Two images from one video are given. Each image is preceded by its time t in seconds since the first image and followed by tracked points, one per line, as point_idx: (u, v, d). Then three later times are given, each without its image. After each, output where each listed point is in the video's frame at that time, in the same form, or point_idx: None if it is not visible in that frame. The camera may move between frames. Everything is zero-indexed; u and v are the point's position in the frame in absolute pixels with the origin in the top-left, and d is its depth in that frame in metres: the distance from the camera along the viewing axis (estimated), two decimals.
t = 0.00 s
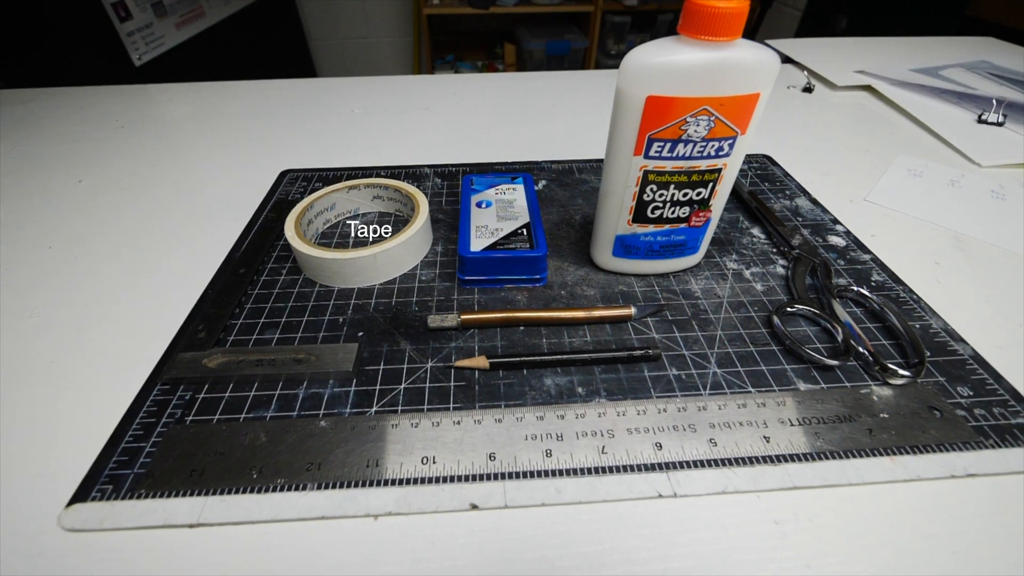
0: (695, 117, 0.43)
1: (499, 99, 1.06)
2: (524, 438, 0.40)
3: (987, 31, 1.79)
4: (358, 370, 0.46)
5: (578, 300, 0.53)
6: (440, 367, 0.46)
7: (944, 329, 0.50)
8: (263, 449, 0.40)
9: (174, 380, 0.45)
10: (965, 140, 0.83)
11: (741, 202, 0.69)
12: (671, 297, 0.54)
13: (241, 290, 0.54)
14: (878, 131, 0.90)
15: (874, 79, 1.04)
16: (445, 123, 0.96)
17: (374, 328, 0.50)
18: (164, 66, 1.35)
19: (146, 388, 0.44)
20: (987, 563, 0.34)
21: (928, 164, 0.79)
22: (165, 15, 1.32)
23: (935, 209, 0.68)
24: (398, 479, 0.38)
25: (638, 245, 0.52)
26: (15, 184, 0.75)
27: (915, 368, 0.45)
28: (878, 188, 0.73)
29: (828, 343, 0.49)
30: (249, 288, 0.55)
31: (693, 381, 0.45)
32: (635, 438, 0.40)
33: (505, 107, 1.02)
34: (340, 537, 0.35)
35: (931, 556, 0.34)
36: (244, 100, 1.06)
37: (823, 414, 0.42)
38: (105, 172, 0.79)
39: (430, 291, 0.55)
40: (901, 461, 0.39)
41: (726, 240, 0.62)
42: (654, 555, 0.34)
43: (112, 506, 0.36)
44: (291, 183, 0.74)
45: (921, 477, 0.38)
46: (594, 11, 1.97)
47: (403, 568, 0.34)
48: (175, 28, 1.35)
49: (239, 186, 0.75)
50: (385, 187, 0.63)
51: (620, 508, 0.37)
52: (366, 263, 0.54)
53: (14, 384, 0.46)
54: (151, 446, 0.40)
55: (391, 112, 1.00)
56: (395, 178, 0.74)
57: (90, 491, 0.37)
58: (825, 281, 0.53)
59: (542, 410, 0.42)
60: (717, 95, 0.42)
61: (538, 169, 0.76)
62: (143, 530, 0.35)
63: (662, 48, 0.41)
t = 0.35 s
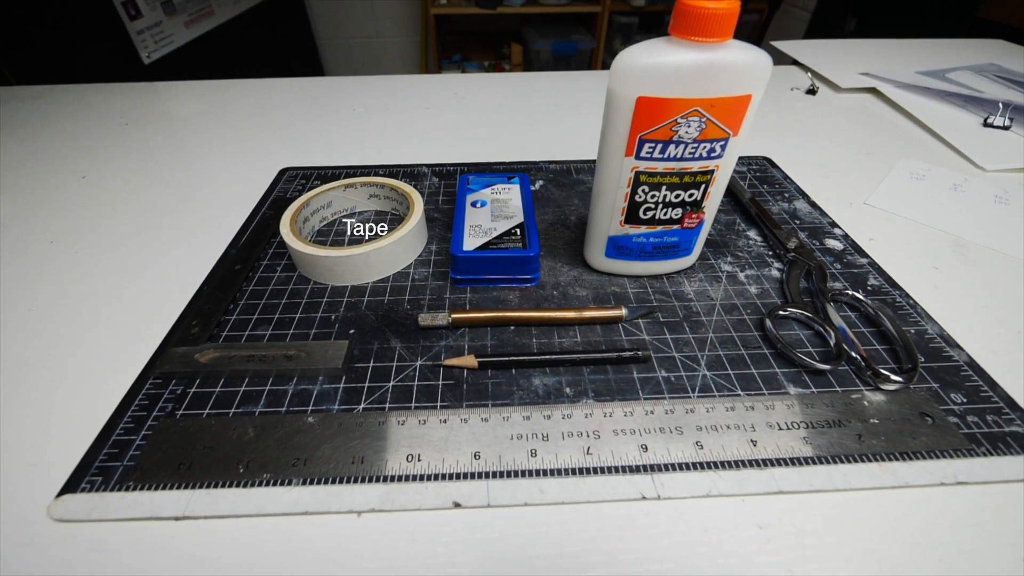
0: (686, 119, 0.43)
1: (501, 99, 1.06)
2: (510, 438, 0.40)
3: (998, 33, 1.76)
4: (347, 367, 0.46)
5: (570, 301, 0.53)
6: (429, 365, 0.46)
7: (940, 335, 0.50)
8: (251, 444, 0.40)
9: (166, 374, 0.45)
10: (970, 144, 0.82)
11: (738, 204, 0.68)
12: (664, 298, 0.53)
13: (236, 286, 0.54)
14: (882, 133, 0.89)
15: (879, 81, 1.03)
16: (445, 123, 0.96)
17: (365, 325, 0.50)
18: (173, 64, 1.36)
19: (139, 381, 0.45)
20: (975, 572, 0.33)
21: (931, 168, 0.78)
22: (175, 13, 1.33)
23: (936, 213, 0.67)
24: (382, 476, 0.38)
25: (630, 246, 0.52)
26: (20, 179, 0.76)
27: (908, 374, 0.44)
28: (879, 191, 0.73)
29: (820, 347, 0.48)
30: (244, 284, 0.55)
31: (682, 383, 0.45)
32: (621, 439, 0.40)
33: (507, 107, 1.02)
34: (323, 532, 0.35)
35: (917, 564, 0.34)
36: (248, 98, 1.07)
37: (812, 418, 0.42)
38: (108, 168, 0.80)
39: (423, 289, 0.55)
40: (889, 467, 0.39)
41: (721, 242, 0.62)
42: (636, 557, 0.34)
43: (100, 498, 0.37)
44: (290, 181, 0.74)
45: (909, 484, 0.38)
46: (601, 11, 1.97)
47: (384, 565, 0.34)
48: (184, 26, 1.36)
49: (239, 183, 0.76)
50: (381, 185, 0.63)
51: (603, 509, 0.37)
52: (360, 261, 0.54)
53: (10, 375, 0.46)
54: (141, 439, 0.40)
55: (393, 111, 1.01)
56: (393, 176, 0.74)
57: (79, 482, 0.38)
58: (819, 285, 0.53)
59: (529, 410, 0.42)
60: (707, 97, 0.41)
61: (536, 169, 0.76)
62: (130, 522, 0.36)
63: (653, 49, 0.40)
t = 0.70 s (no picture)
0: (676, 120, 0.43)
1: (502, 98, 1.06)
2: (495, 437, 0.40)
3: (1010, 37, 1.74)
4: (337, 364, 0.46)
5: (562, 301, 0.53)
6: (418, 364, 0.47)
7: (935, 340, 0.49)
8: (239, 439, 0.40)
9: (159, 368, 0.46)
10: (975, 147, 0.81)
11: (735, 206, 0.68)
12: (656, 300, 0.53)
13: (231, 282, 0.55)
14: (885, 136, 0.88)
15: (884, 84, 1.02)
16: (446, 122, 0.96)
17: (356, 323, 0.51)
18: (181, 62, 1.37)
19: (132, 375, 0.45)
20: None
21: (934, 172, 0.77)
22: (183, 11, 1.33)
23: (937, 217, 0.67)
24: (366, 472, 0.38)
25: (623, 247, 0.52)
26: (25, 174, 0.78)
27: (900, 380, 0.44)
28: (879, 195, 0.72)
29: (812, 351, 0.48)
30: (239, 280, 0.56)
31: (671, 386, 0.45)
32: (606, 441, 0.40)
33: (508, 107, 1.02)
34: (306, 527, 0.36)
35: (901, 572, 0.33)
36: (251, 96, 1.07)
37: (800, 423, 0.42)
38: (111, 164, 0.81)
39: (415, 288, 0.55)
40: (877, 473, 0.38)
41: (717, 244, 0.61)
42: (617, 558, 0.34)
43: (89, 489, 0.37)
44: (289, 178, 0.75)
45: (897, 490, 0.37)
46: (608, 12, 1.96)
47: (366, 561, 0.34)
48: (192, 24, 1.36)
49: (238, 180, 0.77)
50: (377, 184, 0.64)
51: (585, 510, 0.37)
52: (353, 259, 0.54)
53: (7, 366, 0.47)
54: (132, 432, 0.41)
55: (394, 110, 1.01)
56: (391, 175, 0.74)
57: (70, 473, 0.38)
58: (813, 288, 0.53)
59: (515, 409, 0.42)
60: (698, 98, 0.41)
61: (533, 169, 0.76)
62: (117, 513, 0.36)
63: (643, 50, 0.40)
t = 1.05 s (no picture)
0: (667, 120, 0.42)
1: (504, 98, 1.06)
2: (481, 436, 0.40)
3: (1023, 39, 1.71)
4: (327, 361, 0.47)
5: (554, 301, 0.53)
6: (407, 362, 0.47)
7: (930, 346, 0.48)
8: (227, 433, 0.41)
9: (152, 362, 0.46)
10: (980, 151, 0.80)
11: (733, 209, 0.67)
12: (648, 302, 0.53)
13: (226, 278, 0.56)
14: (889, 139, 0.87)
15: (889, 86, 1.00)
16: (447, 121, 0.96)
17: (348, 320, 0.51)
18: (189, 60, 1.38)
19: (125, 368, 0.46)
20: None
21: (937, 176, 0.76)
22: (193, 9, 1.34)
23: (937, 222, 0.66)
24: (352, 469, 0.38)
25: (616, 248, 0.52)
26: (32, 169, 0.79)
27: (891, 385, 0.43)
28: (880, 198, 0.71)
29: (804, 355, 0.48)
30: (235, 277, 0.56)
31: (659, 388, 0.44)
32: (592, 441, 0.40)
33: (509, 107, 1.02)
34: (290, 522, 0.36)
35: None
36: (255, 94, 1.08)
37: (789, 427, 0.41)
38: (115, 160, 0.82)
39: (408, 286, 0.55)
40: (864, 479, 0.38)
41: (712, 246, 0.61)
42: (597, 559, 0.34)
43: (80, 479, 0.38)
44: (288, 176, 0.75)
45: (884, 497, 0.37)
46: (614, 12, 1.96)
47: (347, 556, 0.34)
48: (202, 23, 1.38)
49: (239, 177, 0.77)
50: (374, 182, 0.64)
51: (568, 510, 0.37)
52: (347, 256, 0.54)
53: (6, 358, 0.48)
54: (123, 424, 0.42)
55: (396, 109, 1.02)
56: (389, 174, 0.75)
57: (61, 464, 0.39)
58: (808, 292, 0.52)
59: (502, 409, 0.42)
60: (689, 99, 0.41)
61: (531, 169, 0.76)
62: (105, 504, 0.37)
63: (634, 51, 0.40)
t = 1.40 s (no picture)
0: (658, 121, 0.42)
1: (506, 98, 1.06)
2: (467, 434, 0.40)
3: None
4: (318, 357, 0.47)
5: (546, 301, 0.53)
6: (397, 359, 0.47)
7: (925, 352, 0.48)
8: (216, 428, 0.41)
9: (146, 355, 0.47)
10: (985, 155, 0.79)
11: (730, 210, 0.67)
12: (640, 303, 0.53)
13: (222, 274, 0.56)
14: (893, 142, 0.86)
15: (895, 89, 0.99)
16: (448, 121, 0.97)
17: (341, 317, 0.51)
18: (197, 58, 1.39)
19: (120, 362, 0.47)
20: None
21: (940, 180, 0.75)
22: (201, 8, 1.34)
23: (939, 226, 0.65)
24: (337, 464, 0.39)
25: (608, 249, 0.52)
26: (38, 165, 0.80)
27: (883, 391, 0.43)
28: (880, 202, 0.70)
29: (796, 359, 0.47)
30: (230, 273, 0.57)
31: (648, 389, 0.44)
32: (577, 442, 0.40)
33: (511, 107, 1.02)
34: (274, 516, 0.36)
35: None
36: (259, 92, 1.09)
37: (777, 431, 0.41)
38: (119, 157, 0.83)
39: (401, 284, 0.55)
40: (851, 485, 0.37)
41: (708, 248, 0.61)
42: (579, 560, 0.34)
43: (71, 470, 0.38)
44: (287, 174, 0.76)
45: (871, 503, 0.37)
46: (621, 12, 1.95)
47: (330, 551, 0.35)
48: (210, 21, 1.38)
49: (239, 174, 0.78)
50: (371, 181, 0.64)
51: (551, 510, 0.37)
52: (340, 254, 0.55)
53: (4, 350, 0.49)
54: (115, 417, 0.42)
55: (397, 108, 1.02)
56: (387, 172, 0.75)
57: (53, 455, 0.39)
58: (802, 295, 0.52)
59: (489, 408, 0.42)
60: (680, 100, 0.41)
61: (529, 169, 0.76)
62: (95, 496, 0.37)
63: (625, 51, 0.40)
